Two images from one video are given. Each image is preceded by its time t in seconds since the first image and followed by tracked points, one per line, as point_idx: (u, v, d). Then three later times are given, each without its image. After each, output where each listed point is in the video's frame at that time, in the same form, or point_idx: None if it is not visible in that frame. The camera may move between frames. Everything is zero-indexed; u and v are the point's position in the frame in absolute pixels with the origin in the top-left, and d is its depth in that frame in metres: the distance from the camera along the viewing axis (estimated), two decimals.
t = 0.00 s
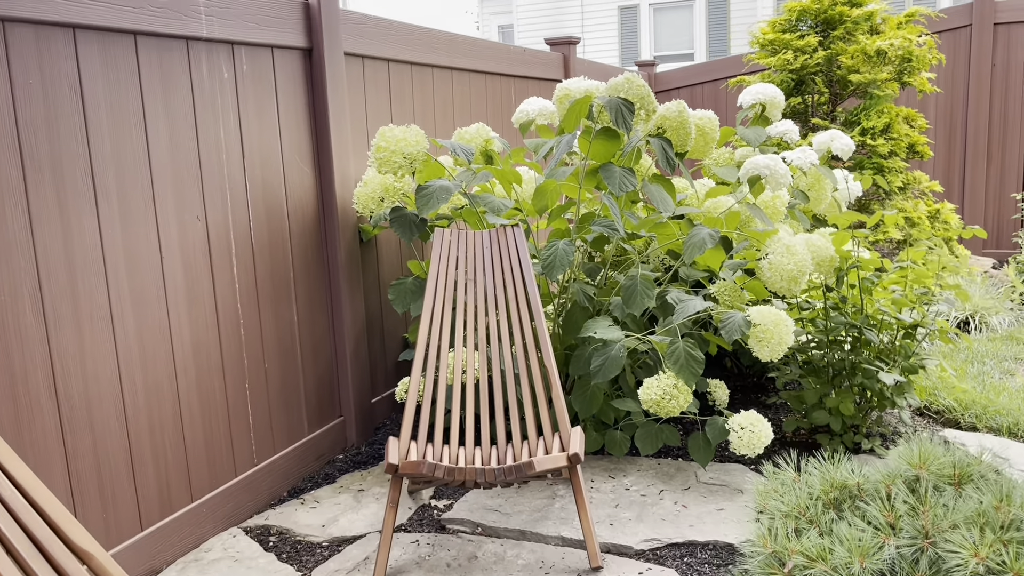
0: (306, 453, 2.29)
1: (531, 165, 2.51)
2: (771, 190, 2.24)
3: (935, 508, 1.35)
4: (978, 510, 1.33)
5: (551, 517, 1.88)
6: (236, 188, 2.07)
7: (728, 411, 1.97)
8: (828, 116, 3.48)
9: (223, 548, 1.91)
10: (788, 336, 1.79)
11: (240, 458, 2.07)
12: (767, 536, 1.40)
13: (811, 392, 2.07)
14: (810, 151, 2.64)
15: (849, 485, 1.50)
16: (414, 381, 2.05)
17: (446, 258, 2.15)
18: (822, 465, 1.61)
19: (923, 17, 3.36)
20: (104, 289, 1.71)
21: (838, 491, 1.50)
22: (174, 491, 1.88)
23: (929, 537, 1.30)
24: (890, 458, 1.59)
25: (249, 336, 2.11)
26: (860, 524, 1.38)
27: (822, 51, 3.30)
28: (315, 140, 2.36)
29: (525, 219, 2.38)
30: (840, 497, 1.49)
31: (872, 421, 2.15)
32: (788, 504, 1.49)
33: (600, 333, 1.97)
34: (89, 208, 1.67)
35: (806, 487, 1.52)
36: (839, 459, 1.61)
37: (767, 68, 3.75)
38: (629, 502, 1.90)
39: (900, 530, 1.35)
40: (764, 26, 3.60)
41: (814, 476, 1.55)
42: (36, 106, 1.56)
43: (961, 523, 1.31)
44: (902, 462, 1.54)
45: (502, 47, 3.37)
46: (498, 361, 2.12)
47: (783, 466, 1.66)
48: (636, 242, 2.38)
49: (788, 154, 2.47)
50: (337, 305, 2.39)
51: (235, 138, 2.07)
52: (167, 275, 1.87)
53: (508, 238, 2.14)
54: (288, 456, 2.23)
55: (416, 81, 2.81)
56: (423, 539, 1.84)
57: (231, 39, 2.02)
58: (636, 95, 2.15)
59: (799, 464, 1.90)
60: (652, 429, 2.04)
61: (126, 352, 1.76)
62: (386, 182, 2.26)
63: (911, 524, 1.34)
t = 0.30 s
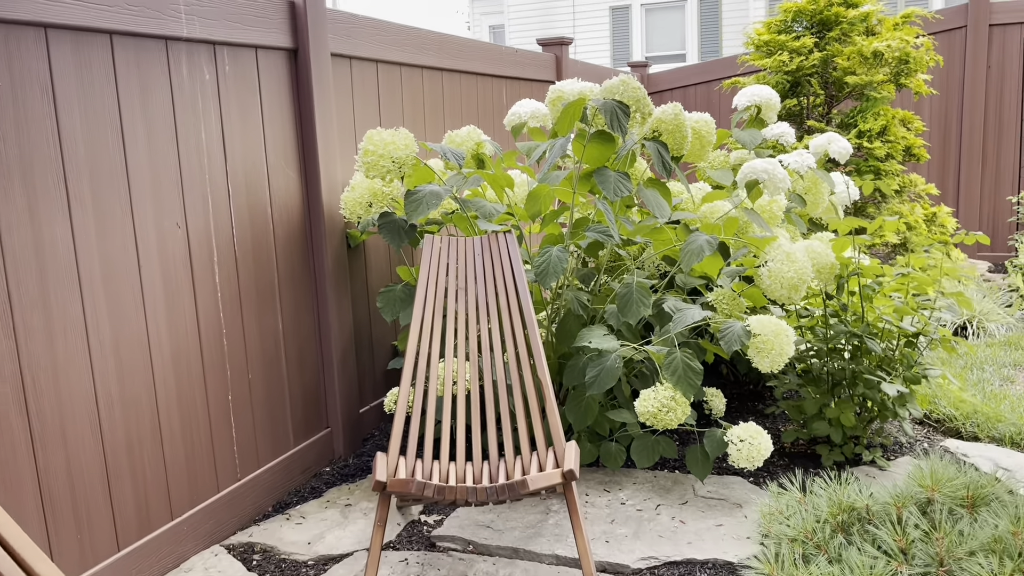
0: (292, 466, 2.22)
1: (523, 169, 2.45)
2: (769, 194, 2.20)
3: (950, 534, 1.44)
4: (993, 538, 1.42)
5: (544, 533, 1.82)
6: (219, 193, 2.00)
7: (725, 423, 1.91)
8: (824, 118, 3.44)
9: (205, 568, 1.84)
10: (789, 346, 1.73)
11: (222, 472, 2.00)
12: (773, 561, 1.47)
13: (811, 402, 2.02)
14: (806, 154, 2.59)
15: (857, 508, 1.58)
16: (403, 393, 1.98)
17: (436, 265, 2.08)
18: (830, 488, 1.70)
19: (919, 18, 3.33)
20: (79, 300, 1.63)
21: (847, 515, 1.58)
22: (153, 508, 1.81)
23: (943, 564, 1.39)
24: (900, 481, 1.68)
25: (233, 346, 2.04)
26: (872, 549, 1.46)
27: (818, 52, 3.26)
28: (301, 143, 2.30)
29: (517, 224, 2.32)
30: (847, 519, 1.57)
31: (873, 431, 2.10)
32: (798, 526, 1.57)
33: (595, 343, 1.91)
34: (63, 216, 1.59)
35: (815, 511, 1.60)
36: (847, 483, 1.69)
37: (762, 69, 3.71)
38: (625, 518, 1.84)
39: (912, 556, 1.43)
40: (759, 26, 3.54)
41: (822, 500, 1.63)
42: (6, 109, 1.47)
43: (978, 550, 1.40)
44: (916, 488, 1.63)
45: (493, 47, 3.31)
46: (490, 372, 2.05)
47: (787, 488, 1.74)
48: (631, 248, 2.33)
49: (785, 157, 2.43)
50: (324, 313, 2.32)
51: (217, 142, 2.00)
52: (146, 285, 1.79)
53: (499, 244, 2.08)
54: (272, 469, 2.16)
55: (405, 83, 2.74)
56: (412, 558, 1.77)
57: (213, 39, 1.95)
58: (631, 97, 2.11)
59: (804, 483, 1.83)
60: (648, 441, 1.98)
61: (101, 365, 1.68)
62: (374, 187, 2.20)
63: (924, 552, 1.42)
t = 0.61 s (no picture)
0: (272, 476, 2.14)
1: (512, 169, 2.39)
2: (764, 195, 2.14)
3: (963, 556, 1.39)
4: (1009, 559, 1.37)
5: (534, 547, 1.75)
6: (195, 192, 1.91)
7: (721, 431, 1.85)
8: (817, 117, 3.40)
9: None
10: (787, 352, 1.67)
11: (198, 484, 1.92)
12: None
13: (807, 409, 1.96)
14: (801, 154, 2.54)
15: (863, 526, 1.53)
16: (387, 401, 1.91)
17: (422, 269, 2.01)
18: (835, 504, 1.65)
19: (913, 16, 3.28)
20: (44, 306, 1.54)
21: (853, 533, 1.54)
22: (125, 523, 1.73)
23: None
24: (908, 498, 1.64)
25: (210, 352, 1.96)
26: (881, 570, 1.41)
27: (811, 50, 3.21)
28: (282, 141, 2.22)
29: (506, 225, 2.25)
30: (854, 538, 1.53)
31: (872, 438, 2.05)
32: (801, 545, 1.52)
33: (587, 349, 1.84)
34: (27, 218, 1.50)
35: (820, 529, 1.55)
36: (853, 499, 1.65)
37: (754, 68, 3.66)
38: (618, 530, 1.77)
39: None
40: (752, 23, 3.49)
41: (827, 517, 1.59)
42: None
43: (993, 572, 1.35)
44: (926, 504, 1.58)
45: (481, 44, 3.24)
46: (478, 379, 1.98)
47: (789, 503, 1.69)
48: (623, 250, 2.27)
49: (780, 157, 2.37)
50: (306, 318, 2.24)
51: (193, 140, 1.92)
52: (117, 289, 1.71)
53: (487, 247, 2.01)
54: (252, 480, 2.08)
55: (391, 80, 2.67)
56: (397, 573, 1.70)
57: (188, 32, 1.87)
58: (623, 95, 2.03)
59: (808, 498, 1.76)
60: (642, 451, 1.91)
61: (68, 374, 1.59)
62: (357, 187, 2.13)
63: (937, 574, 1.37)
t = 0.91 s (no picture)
0: (251, 486, 2.05)
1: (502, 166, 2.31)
2: (762, 193, 2.07)
3: None
4: None
5: (525, 562, 1.67)
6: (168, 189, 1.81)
7: (719, 439, 1.77)
8: (811, 113, 3.34)
9: None
10: (788, 357, 1.60)
11: (173, 497, 1.83)
12: None
13: (807, 414, 1.90)
14: (798, 151, 2.47)
15: (877, 544, 1.44)
16: (371, 408, 1.82)
17: (407, 270, 1.92)
18: (845, 519, 1.56)
19: (908, 11, 3.23)
20: (4, 312, 1.43)
21: (866, 551, 1.44)
22: (93, 540, 1.63)
23: None
24: (923, 513, 1.54)
25: (184, 358, 1.86)
26: None
27: (807, 45, 3.16)
28: (261, 136, 2.13)
29: (495, 224, 2.18)
30: (867, 559, 1.43)
31: (873, 444, 1.98)
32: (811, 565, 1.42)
33: (579, 353, 1.77)
34: None
35: (831, 547, 1.46)
36: (865, 515, 1.55)
37: (748, 64, 3.60)
38: (613, 543, 1.69)
39: None
40: (745, 18, 3.43)
41: (837, 535, 1.49)
42: None
43: None
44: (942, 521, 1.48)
45: (469, 39, 3.16)
46: (466, 384, 1.90)
47: (795, 518, 1.59)
48: (616, 250, 2.20)
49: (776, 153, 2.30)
50: (287, 321, 2.16)
51: (167, 135, 1.82)
52: (84, 292, 1.61)
53: (476, 248, 1.93)
54: (230, 491, 1.99)
55: (376, 74, 2.58)
56: None
57: (161, 21, 1.77)
58: (617, 89, 1.96)
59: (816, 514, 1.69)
60: (636, 459, 1.83)
61: (32, 384, 1.49)
62: (341, 185, 2.04)
63: None
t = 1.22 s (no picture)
0: (230, 496, 1.96)
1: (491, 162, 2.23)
2: (760, 191, 2.01)
3: None
4: None
5: None
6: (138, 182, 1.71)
7: (717, 446, 1.70)
8: (806, 110, 3.29)
9: None
10: (790, 362, 1.53)
11: (145, 509, 1.74)
12: None
13: (807, 419, 1.83)
14: (795, 147, 2.41)
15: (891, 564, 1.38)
16: (353, 414, 1.74)
17: (392, 271, 1.84)
18: (856, 537, 1.49)
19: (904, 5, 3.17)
20: None
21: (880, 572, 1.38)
22: (59, 558, 1.54)
23: None
24: (938, 530, 1.48)
25: (157, 363, 1.77)
26: None
27: (802, 40, 3.10)
28: (239, 131, 2.04)
29: (484, 221, 2.10)
30: None
31: (874, 449, 1.92)
32: None
33: (572, 357, 1.69)
34: None
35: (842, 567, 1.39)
36: (877, 532, 1.49)
37: (742, 59, 3.53)
38: (607, 555, 1.62)
39: None
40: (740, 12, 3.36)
41: (849, 553, 1.42)
42: None
43: None
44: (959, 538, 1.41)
45: (457, 32, 3.08)
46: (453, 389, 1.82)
47: (804, 536, 1.53)
48: (609, 249, 2.13)
49: (773, 149, 2.23)
50: (266, 324, 2.07)
51: (138, 127, 1.73)
52: (48, 294, 1.51)
53: (463, 247, 1.84)
54: (206, 502, 1.90)
55: (360, 67, 2.50)
56: None
57: (131, 7, 1.68)
58: (610, 82, 1.88)
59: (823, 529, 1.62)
60: (631, 468, 1.76)
61: None
62: (323, 181, 1.95)
63: None
